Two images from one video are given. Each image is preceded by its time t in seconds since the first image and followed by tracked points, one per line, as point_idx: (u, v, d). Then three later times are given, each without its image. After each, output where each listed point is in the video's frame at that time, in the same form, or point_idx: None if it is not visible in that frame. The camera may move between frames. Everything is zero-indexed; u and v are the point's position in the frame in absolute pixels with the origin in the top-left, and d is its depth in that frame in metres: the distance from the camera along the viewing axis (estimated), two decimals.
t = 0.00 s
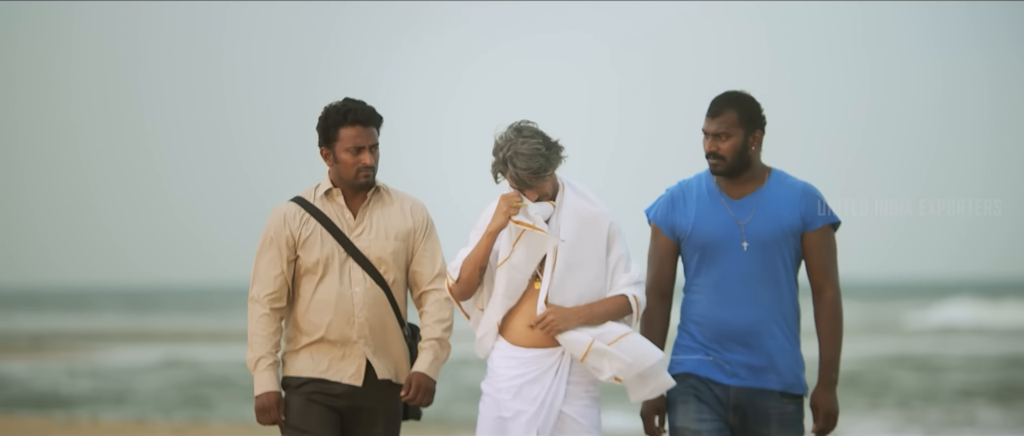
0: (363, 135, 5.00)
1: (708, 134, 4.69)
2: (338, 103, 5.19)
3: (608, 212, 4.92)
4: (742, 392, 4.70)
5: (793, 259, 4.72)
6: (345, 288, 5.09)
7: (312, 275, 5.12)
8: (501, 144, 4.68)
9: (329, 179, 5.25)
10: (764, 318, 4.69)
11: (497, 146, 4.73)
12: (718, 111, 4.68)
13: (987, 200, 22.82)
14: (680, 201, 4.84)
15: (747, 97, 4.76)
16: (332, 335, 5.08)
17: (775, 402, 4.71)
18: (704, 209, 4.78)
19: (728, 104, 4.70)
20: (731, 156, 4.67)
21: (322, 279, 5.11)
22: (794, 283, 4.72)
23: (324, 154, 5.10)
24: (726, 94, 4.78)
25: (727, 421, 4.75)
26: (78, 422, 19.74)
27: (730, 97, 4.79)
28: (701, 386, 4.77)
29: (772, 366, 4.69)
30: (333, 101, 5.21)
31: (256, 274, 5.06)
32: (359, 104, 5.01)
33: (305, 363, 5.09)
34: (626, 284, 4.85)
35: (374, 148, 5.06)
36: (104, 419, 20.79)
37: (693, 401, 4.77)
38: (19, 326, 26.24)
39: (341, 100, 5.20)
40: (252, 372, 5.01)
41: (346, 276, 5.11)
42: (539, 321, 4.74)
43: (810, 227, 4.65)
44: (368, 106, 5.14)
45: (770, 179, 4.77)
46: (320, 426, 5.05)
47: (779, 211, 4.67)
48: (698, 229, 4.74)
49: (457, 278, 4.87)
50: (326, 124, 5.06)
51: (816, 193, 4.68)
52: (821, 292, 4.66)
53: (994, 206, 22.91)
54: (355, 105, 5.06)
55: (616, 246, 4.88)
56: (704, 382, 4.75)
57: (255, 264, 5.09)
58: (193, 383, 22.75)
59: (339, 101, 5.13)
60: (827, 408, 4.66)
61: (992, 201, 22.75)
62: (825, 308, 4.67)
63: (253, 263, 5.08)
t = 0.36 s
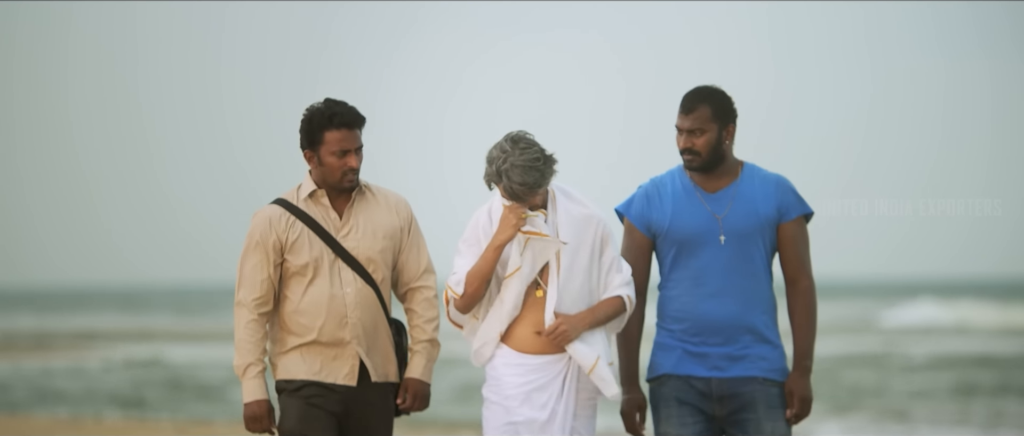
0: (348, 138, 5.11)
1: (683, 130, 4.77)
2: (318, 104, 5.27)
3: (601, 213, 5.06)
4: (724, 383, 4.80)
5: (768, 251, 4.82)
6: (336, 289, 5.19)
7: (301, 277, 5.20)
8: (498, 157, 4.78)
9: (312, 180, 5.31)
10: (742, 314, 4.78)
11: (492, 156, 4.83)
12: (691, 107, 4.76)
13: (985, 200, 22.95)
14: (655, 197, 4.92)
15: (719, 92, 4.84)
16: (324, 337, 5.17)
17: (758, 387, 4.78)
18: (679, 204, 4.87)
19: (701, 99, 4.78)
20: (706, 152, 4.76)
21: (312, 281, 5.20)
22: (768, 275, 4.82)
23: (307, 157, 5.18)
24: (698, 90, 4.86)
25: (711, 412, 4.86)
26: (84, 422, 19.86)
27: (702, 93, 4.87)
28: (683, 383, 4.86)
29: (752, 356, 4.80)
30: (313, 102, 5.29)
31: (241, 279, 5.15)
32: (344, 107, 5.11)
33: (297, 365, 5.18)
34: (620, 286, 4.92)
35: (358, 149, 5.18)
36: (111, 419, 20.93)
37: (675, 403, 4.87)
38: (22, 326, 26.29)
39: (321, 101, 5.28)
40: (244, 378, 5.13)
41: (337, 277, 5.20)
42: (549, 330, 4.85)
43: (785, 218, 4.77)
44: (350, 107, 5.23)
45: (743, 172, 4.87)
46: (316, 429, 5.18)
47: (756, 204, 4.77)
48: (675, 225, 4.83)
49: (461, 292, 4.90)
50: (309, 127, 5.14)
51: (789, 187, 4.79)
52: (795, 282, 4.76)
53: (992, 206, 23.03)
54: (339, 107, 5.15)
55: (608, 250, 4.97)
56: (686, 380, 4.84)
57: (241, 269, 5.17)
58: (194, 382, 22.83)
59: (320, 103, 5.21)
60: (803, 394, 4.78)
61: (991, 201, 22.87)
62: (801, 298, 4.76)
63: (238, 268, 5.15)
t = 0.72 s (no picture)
0: (345, 133, 5.02)
1: (681, 131, 4.68)
2: (312, 99, 5.17)
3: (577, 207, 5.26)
4: (723, 384, 4.70)
5: (765, 252, 4.74)
6: (329, 285, 5.09)
7: (296, 271, 5.10)
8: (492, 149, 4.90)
9: (305, 175, 5.19)
10: (739, 315, 4.70)
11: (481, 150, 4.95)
12: (690, 108, 4.67)
13: (986, 201, 22.87)
14: (653, 198, 4.81)
15: (719, 93, 4.75)
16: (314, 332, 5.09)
17: (758, 387, 4.67)
18: (677, 206, 4.75)
19: (700, 100, 4.69)
20: (704, 154, 4.67)
21: (307, 275, 5.10)
22: (766, 276, 4.74)
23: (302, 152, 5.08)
24: (697, 91, 4.78)
25: (712, 414, 4.75)
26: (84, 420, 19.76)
27: (701, 94, 4.78)
28: (682, 387, 4.76)
29: (751, 355, 4.70)
30: (306, 98, 5.19)
31: (240, 271, 4.99)
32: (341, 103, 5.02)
33: (286, 366, 5.07)
34: (595, 277, 5.23)
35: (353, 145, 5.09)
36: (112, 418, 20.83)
37: (673, 411, 4.78)
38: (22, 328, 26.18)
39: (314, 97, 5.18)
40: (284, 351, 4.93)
41: (330, 272, 5.10)
42: (545, 320, 4.96)
43: (783, 220, 4.68)
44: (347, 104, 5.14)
45: (742, 174, 4.78)
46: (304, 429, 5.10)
47: (754, 206, 4.68)
48: (673, 227, 4.71)
49: (452, 289, 4.94)
50: (306, 122, 5.03)
51: (788, 188, 4.71)
52: (795, 284, 4.67)
53: (993, 206, 22.94)
54: (335, 103, 5.06)
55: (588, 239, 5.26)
56: (685, 384, 4.75)
57: (239, 261, 5.01)
58: (195, 380, 22.79)
59: (316, 99, 5.11)
60: (805, 398, 4.69)
61: (991, 201, 22.79)
62: (799, 300, 4.68)
63: (236, 261, 5.00)
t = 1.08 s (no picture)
0: (366, 140, 4.95)
1: (702, 132, 4.62)
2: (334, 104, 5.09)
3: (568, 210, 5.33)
4: (736, 389, 4.59)
5: (787, 260, 4.61)
6: (343, 291, 5.01)
7: (313, 274, 5.02)
8: (497, 155, 4.97)
9: (324, 181, 5.12)
10: (755, 321, 4.57)
11: (484, 155, 5.02)
12: (711, 108, 4.61)
13: (986, 200, 22.86)
14: (675, 200, 4.72)
15: (742, 94, 4.68)
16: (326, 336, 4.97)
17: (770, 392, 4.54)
18: (698, 208, 4.67)
19: (721, 102, 4.62)
20: (725, 155, 4.59)
21: (321, 279, 5.02)
22: (786, 283, 4.61)
23: (323, 157, 5.01)
24: (720, 92, 4.70)
25: (724, 419, 4.65)
26: (87, 419, 19.58)
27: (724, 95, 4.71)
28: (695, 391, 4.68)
29: (766, 359, 4.56)
30: (329, 102, 5.12)
31: (262, 273, 4.91)
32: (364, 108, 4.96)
33: (297, 370, 5.00)
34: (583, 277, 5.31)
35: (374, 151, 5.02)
36: (114, 416, 20.64)
37: (685, 418, 4.72)
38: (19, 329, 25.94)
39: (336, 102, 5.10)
40: (331, 331, 4.85)
41: (345, 278, 5.02)
42: (540, 324, 5.05)
43: (804, 228, 4.56)
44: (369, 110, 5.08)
45: (766, 178, 4.67)
46: None
47: (775, 212, 4.56)
48: (692, 229, 4.64)
49: (452, 294, 4.93)
50: (327, 127, 4.97)
51: (811, 196, 4.59)
52: (815, 292, 4.54)
53: (993, 205, 22.92)
54: (358, 108, 5.00)
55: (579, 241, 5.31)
56: (698, 387, 4.65)
57: (260, 263, 4.93)
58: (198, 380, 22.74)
59: (337, 104, 5.04)
60: (821, 410, 4.59)
61: (991, 201, 22.78)
62: (819, 310, 4.56)
63: (258, 263, 4.93)
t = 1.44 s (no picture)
0: (382, 140, 4.92)
1: (720, 131, 4.52)
2: (350, 103, 5.04)
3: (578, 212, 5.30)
4: (753, 387, 4.51)
5: (810, 257, 4.48)
6: (363, 290, 4.99)
7: (332, 274, 5.00)
8: (494, 157, 4.92)
9: (337, 181, 5.06)
10: (776, 321, 4.48)
11: (484, 158, 4.97)
12: (729, 108, 4.51)
13: (985, 200, 22.81)
14: (698, 195, 4.66)
15: (763, 94, 4.56)
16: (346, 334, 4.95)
17: (787, 394, 4.48)
18: (721, 205, 4.58)
19: (740, 101, 4.52)
20: (744, 154, 4.47)
21: (341, 278, 5.00)
22: (808, 282, 4.49)
23: (338, 156, 4.96)
24: (741, 90, 4.59)
25: (738, 416, 4.56)
26: (92, 419, 19.55)
27: (744, 95, 4.60)
28: (710, 385, 4.59)
29: (784, 360, 4.48)
30: (345, 101, 5.07)
31: (278, 274, 4.85)
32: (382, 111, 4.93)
33: (315, 364, 4.93)
34: (597, 281, 5.26)
35: (389, 151, 4.98)
36: (120, 415, 20.61)
37: (696, 407, 4.62)
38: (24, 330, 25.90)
39: (352, 101, 5.06)
40: (351, 324, 4.82)
41: (364, 276, 5.01)
42: (535, 326, 5.03)
43: (827, 225, 4.41)
44: (383, 110, 5.00)
45: (789, 175, 4.56)
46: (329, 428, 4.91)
47: (797, 208, 4.45)
48: (714, 224, 4.55)
49: (447, 293, 4.98)
50: (342, 127, 4.92)
51: (835, 192, 4.46)
52: (839, 289, 4.40)
53: (993, 205, 22.88)
54: (375, 109, 4.96)
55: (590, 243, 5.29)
56: (714, 382, 4.58)
57: (276, 264, 4.87)
58: (202, 378, 22.76)
59: (352, 104, 4.99)
60: (845, 401, 4.41)
61: (991, 200, 22.74)
62: (844, 305, 4.41)
63: (275, 265, 4.86)
